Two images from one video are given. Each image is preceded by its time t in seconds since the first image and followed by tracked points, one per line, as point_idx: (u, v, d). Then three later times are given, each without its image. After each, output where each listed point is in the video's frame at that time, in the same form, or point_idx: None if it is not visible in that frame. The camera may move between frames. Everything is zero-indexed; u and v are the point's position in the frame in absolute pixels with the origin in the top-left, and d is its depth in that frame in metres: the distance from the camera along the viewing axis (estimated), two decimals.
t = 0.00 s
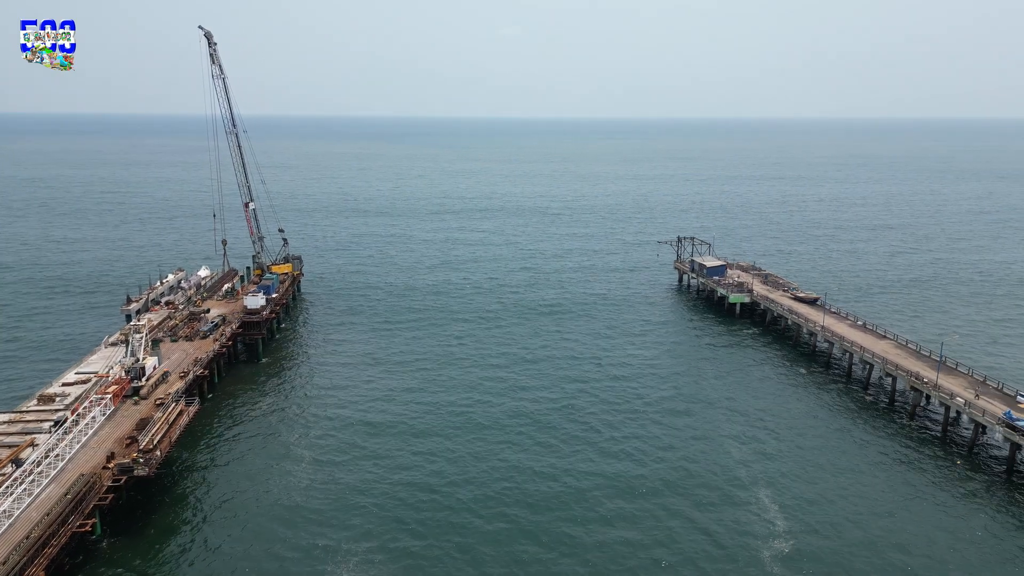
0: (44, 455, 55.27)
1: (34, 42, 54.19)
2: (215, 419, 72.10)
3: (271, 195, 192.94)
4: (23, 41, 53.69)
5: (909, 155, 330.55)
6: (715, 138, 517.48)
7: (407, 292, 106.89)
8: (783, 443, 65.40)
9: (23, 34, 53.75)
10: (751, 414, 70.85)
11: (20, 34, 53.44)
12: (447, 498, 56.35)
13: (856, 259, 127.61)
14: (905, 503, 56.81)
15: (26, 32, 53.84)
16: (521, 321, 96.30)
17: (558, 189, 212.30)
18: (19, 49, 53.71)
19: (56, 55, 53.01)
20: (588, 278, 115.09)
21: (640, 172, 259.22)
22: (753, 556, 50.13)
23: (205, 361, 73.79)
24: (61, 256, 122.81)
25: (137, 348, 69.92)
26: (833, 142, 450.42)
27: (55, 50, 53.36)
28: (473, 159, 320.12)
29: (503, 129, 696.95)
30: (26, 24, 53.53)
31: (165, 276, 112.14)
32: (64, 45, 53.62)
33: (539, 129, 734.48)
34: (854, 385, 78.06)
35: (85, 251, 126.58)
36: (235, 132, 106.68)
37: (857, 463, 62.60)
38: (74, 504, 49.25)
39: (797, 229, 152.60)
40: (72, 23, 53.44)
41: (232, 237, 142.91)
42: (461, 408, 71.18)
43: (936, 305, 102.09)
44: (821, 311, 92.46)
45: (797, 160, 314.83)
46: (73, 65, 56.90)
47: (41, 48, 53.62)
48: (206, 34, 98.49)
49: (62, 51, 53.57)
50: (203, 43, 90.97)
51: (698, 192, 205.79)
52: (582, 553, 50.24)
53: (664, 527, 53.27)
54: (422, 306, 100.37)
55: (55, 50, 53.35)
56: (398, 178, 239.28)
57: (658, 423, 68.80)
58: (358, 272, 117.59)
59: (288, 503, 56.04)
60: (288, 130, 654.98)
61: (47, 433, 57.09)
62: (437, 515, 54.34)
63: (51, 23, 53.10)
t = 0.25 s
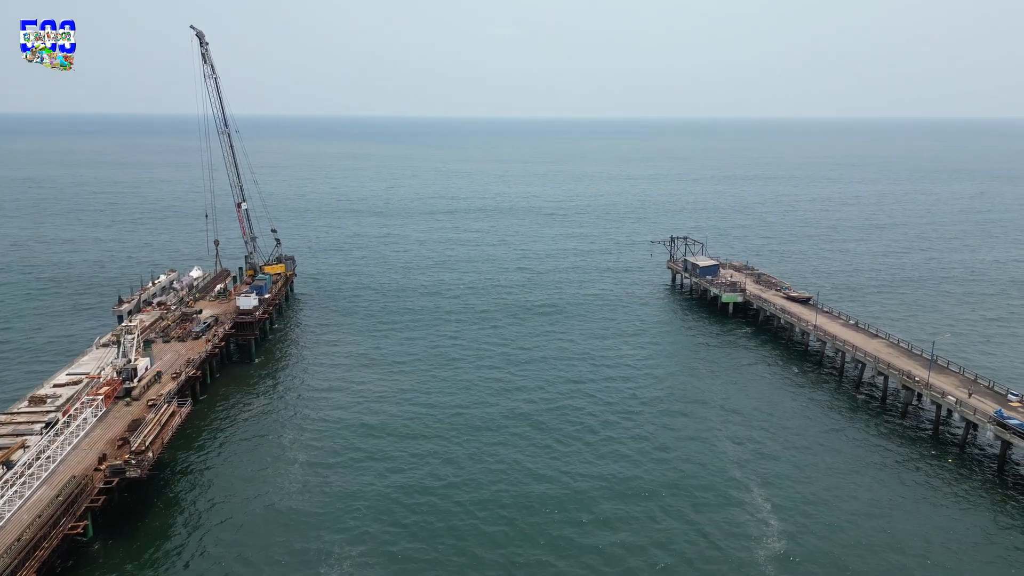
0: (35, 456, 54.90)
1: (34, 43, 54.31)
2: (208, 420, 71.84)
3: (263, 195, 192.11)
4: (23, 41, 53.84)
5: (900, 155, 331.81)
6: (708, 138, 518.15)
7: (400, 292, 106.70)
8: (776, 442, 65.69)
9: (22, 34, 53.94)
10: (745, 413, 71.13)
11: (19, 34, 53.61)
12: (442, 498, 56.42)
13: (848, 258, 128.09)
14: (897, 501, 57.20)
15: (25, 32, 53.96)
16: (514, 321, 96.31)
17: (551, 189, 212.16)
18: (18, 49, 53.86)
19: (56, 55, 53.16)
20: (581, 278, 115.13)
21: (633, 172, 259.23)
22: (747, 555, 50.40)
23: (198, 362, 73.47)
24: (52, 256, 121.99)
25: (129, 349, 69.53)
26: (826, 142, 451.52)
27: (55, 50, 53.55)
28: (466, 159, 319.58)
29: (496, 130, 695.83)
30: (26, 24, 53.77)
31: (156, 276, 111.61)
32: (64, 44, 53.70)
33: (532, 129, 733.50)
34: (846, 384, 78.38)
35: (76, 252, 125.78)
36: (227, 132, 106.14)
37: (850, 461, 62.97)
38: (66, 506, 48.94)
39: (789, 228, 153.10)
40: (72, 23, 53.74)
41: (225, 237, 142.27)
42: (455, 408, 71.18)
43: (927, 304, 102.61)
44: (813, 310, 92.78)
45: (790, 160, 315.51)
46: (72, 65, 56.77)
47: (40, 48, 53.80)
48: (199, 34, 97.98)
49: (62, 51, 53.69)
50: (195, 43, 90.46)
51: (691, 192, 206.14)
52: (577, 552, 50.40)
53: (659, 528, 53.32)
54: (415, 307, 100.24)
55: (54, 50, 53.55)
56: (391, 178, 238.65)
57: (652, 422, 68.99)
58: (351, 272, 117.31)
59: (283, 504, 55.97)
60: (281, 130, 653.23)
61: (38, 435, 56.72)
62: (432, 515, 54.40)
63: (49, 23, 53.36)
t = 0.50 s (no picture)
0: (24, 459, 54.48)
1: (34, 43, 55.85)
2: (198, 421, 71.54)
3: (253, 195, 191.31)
4: (23, 41, 55.30)
5: (890, 155, 333.65)
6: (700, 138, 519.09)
7: (392, 293, 106.56)
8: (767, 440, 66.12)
9: (22, 34, 55.36)
10: (736, 412, 71.53)
11: (20, 35, 55.04)
12: (434, 498, 56.52)
13: (839, 258, 128.79)
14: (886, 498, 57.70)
15: (25, 32, 55.33)
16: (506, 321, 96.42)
17: (543, 189, 212.11)
18: (19, 49, 55.35)
19: (56, 55, 54.43)
20: (573, 278, 115.33)
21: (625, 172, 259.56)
22: (738, 552, 50.77)
23: (188, 363, 73.11)
24: (40, 258, 121.10)
25: (118, 350, 69.13)
26: (818, 142, 452.93)
27: (55, 51, 54.86)
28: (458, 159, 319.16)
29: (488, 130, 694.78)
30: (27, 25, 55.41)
31: (147, 277, 111.10)
32: (64, 44, 55.13)
33: (525, 129, 733.45)
34: (836, 383, 78.87)
35: (65, 253, 124.93)
36: (216, 132, 105.73)
37: (840, 459, 63.44)
38: (55, 509, 48.59)
39: (781, 228, 153.67)
40: (70, 23, 55.05)
41: (215, 238, 141.61)
42: (447, 408, 71.23)
43: (917, 303, 103.23)
44: (803, 309, 93.30)
45: (780, 160, 316.71)
46: (72, 65, 58.43)
47: (41, 49, 55.34)
48: (188, 34, 97.62)
49: (62, 51, 55.11)
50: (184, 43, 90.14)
51: (683, 192, 206.66)
52: (569, 551, 50.64)
53: (651, 527, 53.52)
54: (407, 307, 100.18)
55: (54, 50, 54.81)
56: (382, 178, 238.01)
57: (643, 422, 69.27)
58: (343, 272, 117.06)
59: (275, 505, 55.87)
60: (272, 130, 650.97)
61: (27, 437, 56.30)
62: (425, 515, 54.50)
63: (49, 24, 54.77)
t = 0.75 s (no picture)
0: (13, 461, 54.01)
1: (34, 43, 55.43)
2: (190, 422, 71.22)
3: (245, 196, 190.62)
4: (23, 42, 55.20)
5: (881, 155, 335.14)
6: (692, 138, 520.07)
7: (385, 293, 106.40)
8: (758, 439, 66.41)
9: (23, 34, 55.28)
10: (727, 411, 71.85)
11: (20, 34, 54.97)
12: (426, 498, 56.56)
13: (830, 258, 129.30)
14: (875, 496, 58.15)
15: (25, 32, 55.15)
16: (498, 321, 96.33)
17: (535, 190, 212.06)
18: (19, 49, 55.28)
19: (56, 55, 54.42)
20: (565, 278, 115.39)
21: (617, 172, 259.76)
22: (727, 550, 51.12)
23: (179, 364, 72.74)
24: (29, 259, 120.28)
25: (108, 351, 68.70)
26: (810, 142, 454.67)
27: (54, 50, 54.81)
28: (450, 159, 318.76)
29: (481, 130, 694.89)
30: (26, 24, 54.76)
31: (137, 278, 110.50)
32: (63, 44, 55.03)
33: (517, 130, 733.13)
34: (828, 382, 79.21)
35: (54, 254, 124.12)
36: (207, 132, 105.16)
37: (830, 457, 63.87)
38: (44, 512, 48.14)
39: (772, 228, 154.24)
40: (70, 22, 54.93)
41: (206, 238, 141.02)
42: (439, 409, 71.18)
43: (906, 303, 103.84)
44: (794, 308, 93.67)
45: (772, 160, 317.80)
46: (73, 65, 57.90)
47: (40, 48, 55.09)
48: (178, 33, 96.99)
49: (62, 51, 54.99)
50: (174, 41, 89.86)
51: (675, 192, 207.10)
52: (561, 550, 50.76)
53: (643, 527, 53.64)
54: (399, 307, 100.03)
55: (54, 50, 54.81)
56: (374, 178, 237.43)
57: (635, 421, 69.53)
58: (335, 273, 116.75)
59: (265, 506, 55.77)
60: (263, 130, 648.67)
61: (16, 439, 55.79)
62: (417, 515, 54.53)
63: (48, 23, 54.61)
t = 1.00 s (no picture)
0: None
1: (34, 43, 56.10)
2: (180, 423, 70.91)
3: (234, 196, 189.60)
4: (23, 41, 55.99)
5: (869, 155, 337.32)
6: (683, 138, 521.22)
7: (376, 294, 106.26)
8: (748, 438, 66.90)
9: (23, 34, 56.02)
10: (717, 410, 72.31)
11: (21, 34, 55.72)
12: (419, 499, 56.69)
13: (819, 257, 130.12)
14: (864, 494, 58.72)
15: (25, 32, 55.86)
16: (489, 321, 96.41)
17: (525, 190, 212.07)
18: (20, 49, 56.08)
19: (57, 55, 55.20)
20: (556, 278, 115.58)
21: (607, 172, 260.11)
22: (718, 549, 51.54)
23: (168, 366, 72.28)
24: (15, 260, 119.15)
25: (97, 353, 68.24)
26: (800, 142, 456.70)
27: (55, 51, 55.65)
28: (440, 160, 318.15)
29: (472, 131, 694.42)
30: (26, 23, 55.35)
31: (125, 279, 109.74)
32: (64, 45, 55.83)
33: (508, 130, 732.50)
34: (817, 380, 79.75)
35: (41, 255, 123.04)
36: (196, 132, 104.60)
37: (819, 455, 64.42)
38: (31, 515, 47.74)
39: (761, 228, 154.96)
40: (71, 23, 55.54)
41: (195, 239, 140.27)
42: (431, 409, 71.26)
43: (894, 302, 104.66)
44: (784, 307, 94.22)
45: (761, 160, 319.13)
46: (72, 66, 58.85)
47: (41, 48, 55.84)
48: (166, 33, 96.49)
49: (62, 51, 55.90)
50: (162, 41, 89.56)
51: (665, 192, 207.54)
52: (553, 550, 51.01)
53: (634, 526, 53.88)
54: (390, 308, 99.98)
55: (55, 50, 55.70)
56: (363, 178, 236.76)
57: (626, 420, 69.83)
58: (325, 273, 116.47)
59: (257, 508, 55.69)
60: (253, 130, 645.53)
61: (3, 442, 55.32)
62: (409, 515, 54.65)
63: (48, 23, 55.32)
